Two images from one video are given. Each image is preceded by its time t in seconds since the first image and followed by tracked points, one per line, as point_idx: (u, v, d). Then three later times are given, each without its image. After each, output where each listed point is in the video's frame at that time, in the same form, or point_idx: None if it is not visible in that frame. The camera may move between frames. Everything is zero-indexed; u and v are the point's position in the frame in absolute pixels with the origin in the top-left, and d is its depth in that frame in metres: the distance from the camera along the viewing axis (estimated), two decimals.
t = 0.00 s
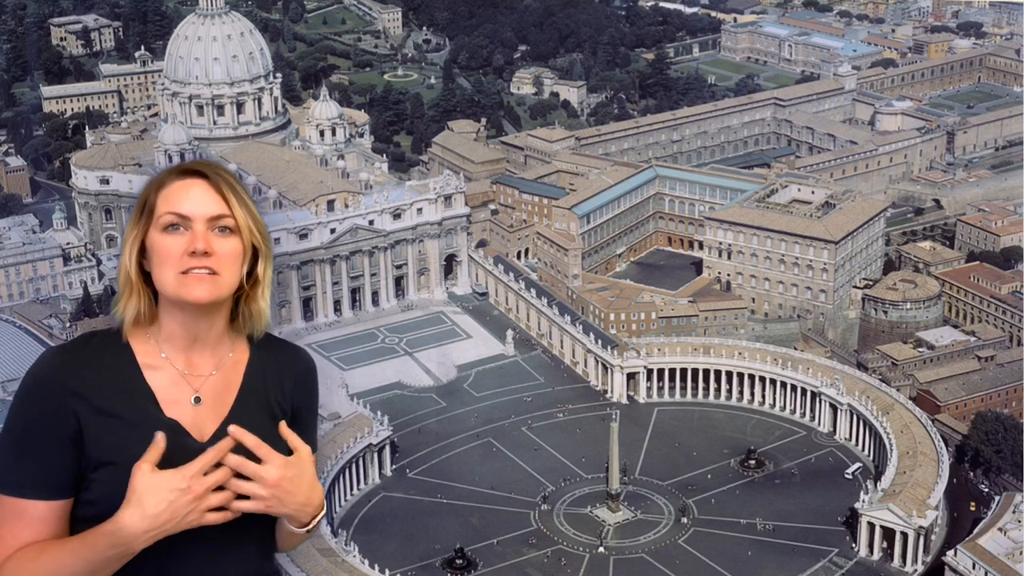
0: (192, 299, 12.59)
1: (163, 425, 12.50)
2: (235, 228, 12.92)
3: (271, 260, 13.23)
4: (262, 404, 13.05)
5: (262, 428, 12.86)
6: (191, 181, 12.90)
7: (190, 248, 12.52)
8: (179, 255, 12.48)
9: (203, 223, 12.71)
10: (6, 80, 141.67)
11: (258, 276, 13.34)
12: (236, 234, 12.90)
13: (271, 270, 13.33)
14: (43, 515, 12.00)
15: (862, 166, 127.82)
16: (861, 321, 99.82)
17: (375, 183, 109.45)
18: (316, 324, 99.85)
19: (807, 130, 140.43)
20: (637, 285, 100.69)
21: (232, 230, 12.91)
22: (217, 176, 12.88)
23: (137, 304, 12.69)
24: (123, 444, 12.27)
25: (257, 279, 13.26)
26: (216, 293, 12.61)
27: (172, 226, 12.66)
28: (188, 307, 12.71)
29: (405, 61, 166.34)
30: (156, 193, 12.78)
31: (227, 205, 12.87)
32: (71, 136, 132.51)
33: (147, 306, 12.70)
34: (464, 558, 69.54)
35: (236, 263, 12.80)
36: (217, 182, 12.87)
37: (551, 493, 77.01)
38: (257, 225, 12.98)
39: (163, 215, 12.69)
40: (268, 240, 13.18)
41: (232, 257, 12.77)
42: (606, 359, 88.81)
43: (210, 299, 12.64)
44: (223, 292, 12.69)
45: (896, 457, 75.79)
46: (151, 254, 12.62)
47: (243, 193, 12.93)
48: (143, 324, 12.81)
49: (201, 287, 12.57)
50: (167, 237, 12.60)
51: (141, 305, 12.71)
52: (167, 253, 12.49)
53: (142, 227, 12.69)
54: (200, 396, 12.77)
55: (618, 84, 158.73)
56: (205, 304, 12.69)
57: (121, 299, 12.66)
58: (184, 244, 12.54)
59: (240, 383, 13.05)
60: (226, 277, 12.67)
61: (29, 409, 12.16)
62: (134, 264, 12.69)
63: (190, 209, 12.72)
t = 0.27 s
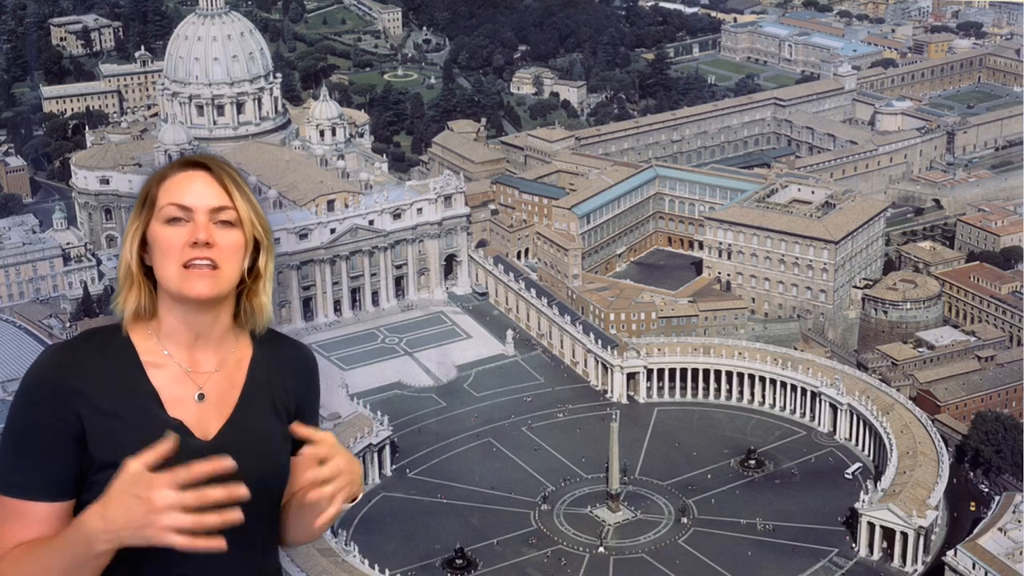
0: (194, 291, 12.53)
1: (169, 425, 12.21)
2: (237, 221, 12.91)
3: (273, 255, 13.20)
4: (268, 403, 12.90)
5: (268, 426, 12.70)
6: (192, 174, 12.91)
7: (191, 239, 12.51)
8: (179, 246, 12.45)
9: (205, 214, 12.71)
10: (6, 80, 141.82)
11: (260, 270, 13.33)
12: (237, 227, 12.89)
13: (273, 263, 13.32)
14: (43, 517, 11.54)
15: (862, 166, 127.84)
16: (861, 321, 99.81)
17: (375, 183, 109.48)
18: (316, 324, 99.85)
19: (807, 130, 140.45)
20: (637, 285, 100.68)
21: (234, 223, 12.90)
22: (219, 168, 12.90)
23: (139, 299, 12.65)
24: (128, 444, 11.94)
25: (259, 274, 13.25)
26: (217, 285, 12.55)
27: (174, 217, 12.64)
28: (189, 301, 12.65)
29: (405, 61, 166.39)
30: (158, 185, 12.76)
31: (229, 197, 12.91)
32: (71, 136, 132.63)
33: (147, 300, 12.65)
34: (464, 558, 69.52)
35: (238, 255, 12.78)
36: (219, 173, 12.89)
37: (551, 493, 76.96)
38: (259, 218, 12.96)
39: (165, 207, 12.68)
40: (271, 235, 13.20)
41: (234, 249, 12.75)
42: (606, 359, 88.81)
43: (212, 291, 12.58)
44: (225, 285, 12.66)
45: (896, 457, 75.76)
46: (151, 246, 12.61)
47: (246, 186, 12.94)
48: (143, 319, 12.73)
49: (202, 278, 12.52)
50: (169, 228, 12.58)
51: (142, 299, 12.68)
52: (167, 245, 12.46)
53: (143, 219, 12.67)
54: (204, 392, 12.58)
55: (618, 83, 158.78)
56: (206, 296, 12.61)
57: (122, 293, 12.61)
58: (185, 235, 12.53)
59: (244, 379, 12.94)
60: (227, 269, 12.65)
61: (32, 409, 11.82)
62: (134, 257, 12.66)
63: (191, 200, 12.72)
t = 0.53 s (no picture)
0: (195, 291, 12.50)
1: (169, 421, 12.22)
2: (240, 222, 12.85)
3: (274, 256, 13.18)
4: (269, 401, 12.90)
5: (270, 423, 12.75)
6: (195, 173, 12.83)
7: (194, 241, 12.44)
8: (182, 248, 12.39)
9: (208, 215, 12.64)
10: (6, 80, 141.80)
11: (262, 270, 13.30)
12: (240, 229, 12.84)
13: (275, 264, 13.30)
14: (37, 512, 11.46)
15: (862, 166, 127.84)
16: (861, 321, 99.81)
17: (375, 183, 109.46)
18: (316, 324, 99.83)
19: (807, 130, 140.45)
20: (637, 285, 100.69)
21: (236, 224, 12.84)
22: (223, 168, 12.84)
23: (139, 298, 12.59)
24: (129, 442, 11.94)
25: (261, 274, 13.22)
26: (219, 287, 12.55)
27: (177, 217, 12.56)
28: (190, 302, 12.62)
29: (405, 61, 166.50)
30: (160, 183, 12.69)
31: (233, 199, 12.84)
32: (71, 136, 132.64)
33: (148, 298, 12.60)
34: (464, 558, 69.54)
35: (240, 258, 12.75)
36: (223, 174, 12.81)
37: (551, 493, 76.96)
38: (263, 220, 12.92)
39: (167, 207, 12.60)
40: (272, 236, 13.17)
41: (237, 252, 12.71)
42: (606, 359, 88.81)
43: (213, 292, 12.56)
44: (227, 286, 12.64)
45: (896, 457, 75.76)
46: (153, 245, 12.54)
47: (250, 187, 12.88)
48: (144, 317, 12.69)
49: (204, 278, 12.48)
50: (171, 229, 12.51)
51: (143, 298, 12.61)
52: (169, 246, 12.40)
53: (145, 217, 12.59)
54: (204, 390, 12.61)
55: (618, 84, 158.78)
56: (207, 295, 12.58)
57: (122, 291, 12.56)
58: (188, 236, 12.48)
59: (245, 376, 12.97)
60: (230, 271, 12.62)
61: (31, 407, 11.79)
62: (136, 254, 12.58)
63: (194, 201, 12.64)
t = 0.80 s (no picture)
0: (194, 300, 12.60)
1: (164, 423, 12.40)
2: (239, 230, 12.86)
3: (274, 262, 13.16)
4: (268, 405, 13.01)
5: (267, 428, 12.88)
6: (196, 181, 12.83)
7: (193, 252, 12.48)
8: (182, 259, 12.43)
9: (207, 225, 12.66)
10: (6, 80, 141.69)
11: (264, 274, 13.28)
12: (239, 237, 12.84)
13: (275, 269, 13.28)
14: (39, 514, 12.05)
15: (862, 166, 127.82)
16: (861, 321, 99.75)
17: (375, 183, 109.39)
18: (316, 324, 99.83)
19: (807, 130, 140.41)
20: (637, 285, 100.71)
21: (236, 232, 12.85)
22: (223, 177, 12.81)
23: (140, 303, 12.66)
24: (125, 441, 12.20)
25: (262, 279, 13.20)
26: (218, 296, 12.62)
27: (175, 227, 12.58)
28: (190, 309, 12.71)
29: (405, 61, 166.62)
30: (160, 191, 12.69)
31: (232, 207, 12.83)
32: (71, 136, 132.57)
33: (149, 306, 12.68)
34: (464, 558, 69.55)
35: (238, 267, 12.77)
36: (223, 183, 12.80)
37: (551, 493, 77.00)
38: (262, 228, 12.89)
39: (166, 216, 12.61)
40: (272, 242, 13.15)
41: (235, 261, 12.74)
42: (606, 358, 88.83)
43: (211, 301, 12.64)
44: (226, 293, 12.68)
45: (896, 457, 75.79)
46: (152, 254, 12.60)
47: (250, 197, 12.86)
48: (145, 321, 12.79)
49: (203, 288, 12.57)
50: (170, 239, 12.55)
51: (143, 303, 12.68)
52: (168, 256, 12.46)
53: (144, 226, 12.64)
54: (204, 393, 12.72)
55: (618, 84, 158.72)
56: (206, 305, 12.66)
57: (123, 296, 12.62)
58: (187, 247, 12.50)
59: (245, 379, 13.05)
60: (228, 279, 12.66)
61: (29, 408, 12.12)
62: (136, 261, 12.64)
63: (193, 210, 12.64)
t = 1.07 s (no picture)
0: (196, 299, 12.58)
1: (163, 423, 12.41)
2: (240, 232, 12.87)
3: (275, 263, 13.18)
4: (266, 404, 13.03)
5: (266, 429, 12.91)
6: (197, 183, 12.83)
7: (194, 253, 12.47)
8: (182, 260, 12.43)
9: (208, 226, 12.66)
10: (6, 80, 141.68)
11: (263, 275, 13.29)
12: (240, 238, 12.84)
13: (275, 271, 13.29)
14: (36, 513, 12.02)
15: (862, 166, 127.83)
16: (861, 321, 99.71)
17: (375, 183, 109.40)
18: (316, 324, 99.86)
19: (807, 130, 140.44)
20: (637, 285, 100.72)
21: (236, 234, 12.85)
22: (224, 178, 12.80)
23: (140, 303, 12.66)
24: (124, 442, 12.21)
25: (262, 280, 13.22)
26: (219, 296, 12.61)
27: (176, 228, 12.58)
28: (190, 309, 12.70)
29: (405, 61, 166.67)
30: (161, 193, 12.68)
31: (233, 210, 12.84)
32: (71, 136, 132.59)
33: (150, 306, 12.67)
34: (464, 558, 69.57)
35: (239, 268, 12.78)
36: (224, 186, 12.80)
37: (551, 493, 77.01)
38: (263, 229, 12.90)
39: (167, 217, 12.60)
40: (272, 244, 13.16)
41: (236, 262, 12.74)
42: (606, 358, 88.82)
43: (212, 301, 12.63)
44: (226, 295, 12.69)
45: (896, 457, 75.78)
46: (153, 254, 12.59)
47: (251, 198, 12.86)
48: (145, 322, 12.79)
49: (204, 288, 12.56)
50: (171, 240, 12.54)
51: (144, 303, 12.69)
52: (169, 256, 12.45)
53: (145, 226, 12.62)
54: (204, 394, 12.73)
55: (618, 83, 158.74)
56: (207, 306, 12.65)
57: (123, 297, 12.63)
58: (188, 248, 12.50)
59: (245, 380, 13.06)
60: (229, 281, 12.68)
61: (28, 408, 12.11)
62: (136, 262, 12.63)
63: (193, 211, 12.64)
